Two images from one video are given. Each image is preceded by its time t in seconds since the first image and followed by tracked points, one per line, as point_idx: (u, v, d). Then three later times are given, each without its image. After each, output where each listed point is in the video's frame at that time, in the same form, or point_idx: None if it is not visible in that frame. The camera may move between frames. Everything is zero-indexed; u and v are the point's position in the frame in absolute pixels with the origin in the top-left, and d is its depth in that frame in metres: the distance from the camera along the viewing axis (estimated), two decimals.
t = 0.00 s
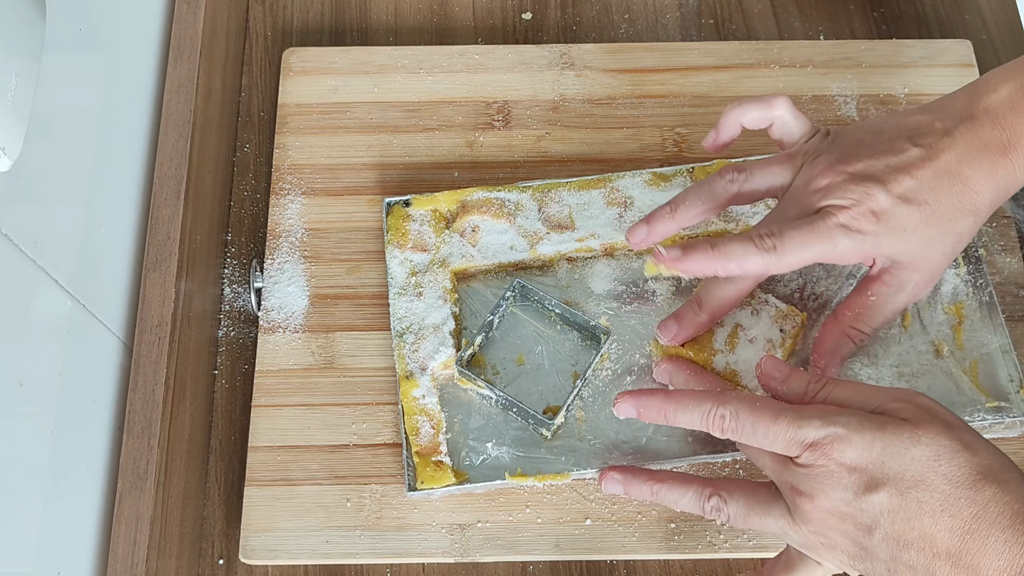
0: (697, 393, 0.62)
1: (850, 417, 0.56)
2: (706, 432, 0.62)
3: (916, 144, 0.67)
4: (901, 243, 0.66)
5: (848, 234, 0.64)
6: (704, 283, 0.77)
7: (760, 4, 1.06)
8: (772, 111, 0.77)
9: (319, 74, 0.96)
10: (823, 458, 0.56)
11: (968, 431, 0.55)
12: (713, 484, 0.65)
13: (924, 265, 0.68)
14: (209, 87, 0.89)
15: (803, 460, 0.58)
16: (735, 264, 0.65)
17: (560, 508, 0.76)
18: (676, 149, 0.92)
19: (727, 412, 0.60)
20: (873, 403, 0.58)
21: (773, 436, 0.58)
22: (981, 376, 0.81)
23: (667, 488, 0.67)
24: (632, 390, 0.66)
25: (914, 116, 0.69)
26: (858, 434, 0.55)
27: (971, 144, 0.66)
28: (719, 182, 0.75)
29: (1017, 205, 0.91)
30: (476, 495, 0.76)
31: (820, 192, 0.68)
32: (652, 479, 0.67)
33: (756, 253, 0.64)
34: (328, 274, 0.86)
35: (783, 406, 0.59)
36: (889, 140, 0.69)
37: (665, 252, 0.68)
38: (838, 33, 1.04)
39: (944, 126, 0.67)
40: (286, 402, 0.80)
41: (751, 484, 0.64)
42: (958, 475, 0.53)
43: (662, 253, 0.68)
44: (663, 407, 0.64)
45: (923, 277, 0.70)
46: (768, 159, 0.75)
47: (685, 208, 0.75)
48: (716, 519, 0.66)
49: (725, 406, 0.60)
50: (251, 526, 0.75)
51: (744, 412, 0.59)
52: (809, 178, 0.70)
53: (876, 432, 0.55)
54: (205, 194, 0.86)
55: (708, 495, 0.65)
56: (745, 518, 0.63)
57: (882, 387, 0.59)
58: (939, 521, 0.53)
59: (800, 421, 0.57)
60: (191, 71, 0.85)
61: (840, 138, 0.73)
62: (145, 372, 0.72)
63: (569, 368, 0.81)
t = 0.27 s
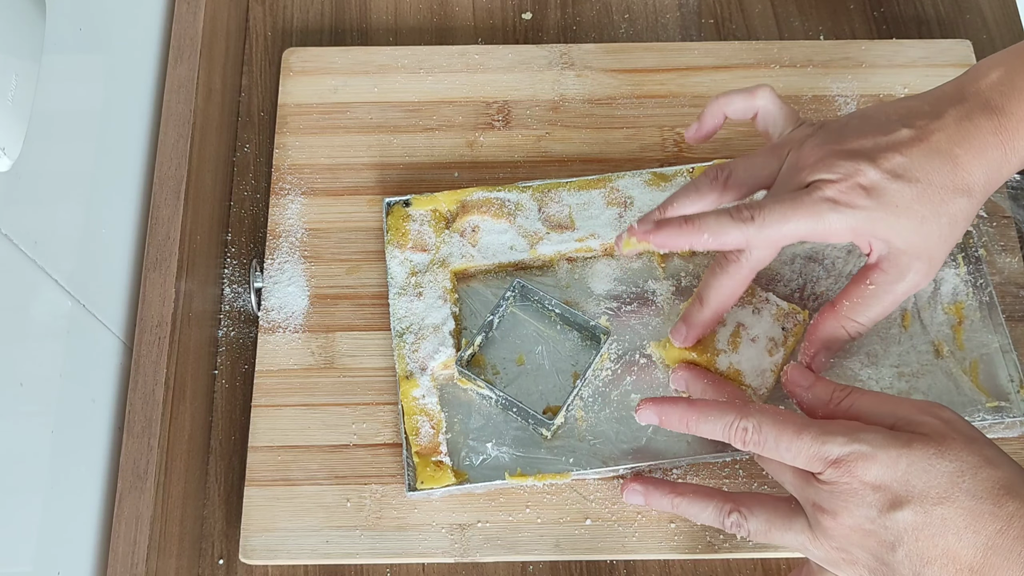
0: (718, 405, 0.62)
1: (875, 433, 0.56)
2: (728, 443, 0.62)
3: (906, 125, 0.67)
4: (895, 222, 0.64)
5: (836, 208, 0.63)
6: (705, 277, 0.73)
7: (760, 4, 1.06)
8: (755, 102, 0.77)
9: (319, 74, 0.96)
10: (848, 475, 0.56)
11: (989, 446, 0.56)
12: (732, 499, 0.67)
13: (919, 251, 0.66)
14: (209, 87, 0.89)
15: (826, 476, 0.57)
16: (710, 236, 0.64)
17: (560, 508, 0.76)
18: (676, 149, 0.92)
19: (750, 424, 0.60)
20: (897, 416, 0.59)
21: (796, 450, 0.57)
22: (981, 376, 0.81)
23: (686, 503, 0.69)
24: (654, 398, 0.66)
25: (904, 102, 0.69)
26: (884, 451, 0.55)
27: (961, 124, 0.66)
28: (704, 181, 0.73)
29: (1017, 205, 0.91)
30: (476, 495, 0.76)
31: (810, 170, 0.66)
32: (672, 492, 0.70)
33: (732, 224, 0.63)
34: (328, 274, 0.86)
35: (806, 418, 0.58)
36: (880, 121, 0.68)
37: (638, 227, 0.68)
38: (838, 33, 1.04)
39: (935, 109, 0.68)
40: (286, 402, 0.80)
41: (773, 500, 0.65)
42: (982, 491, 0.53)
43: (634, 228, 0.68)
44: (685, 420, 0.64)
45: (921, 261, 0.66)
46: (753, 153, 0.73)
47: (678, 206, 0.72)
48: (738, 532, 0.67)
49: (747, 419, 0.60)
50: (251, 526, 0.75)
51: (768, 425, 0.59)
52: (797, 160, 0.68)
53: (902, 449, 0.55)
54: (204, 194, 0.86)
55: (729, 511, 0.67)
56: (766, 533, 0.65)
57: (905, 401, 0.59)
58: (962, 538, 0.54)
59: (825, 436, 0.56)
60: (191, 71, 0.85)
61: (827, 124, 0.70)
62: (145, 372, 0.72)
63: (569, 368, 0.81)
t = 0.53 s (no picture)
0: (711, 410, 0.62)
1: (863, 445, 0.56)
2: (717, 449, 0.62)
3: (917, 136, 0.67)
4: (897, 234, 0.65)
5: (841, 216, 0.64)
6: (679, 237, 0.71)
7: (760, 4, 1.06)
8: (771, 104, 0.78)
9: (318, 74, 0.96)
10: (837, 486, 0.56)
11: (978, 459, 0.56)
12: (721, 513, 0.68)
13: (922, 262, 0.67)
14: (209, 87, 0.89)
15: (815, 488, 0.57)
16: (713, 230, 0.64)
17: (560, 508, 0.76)
18: (676, 149, 0.92)
19: (740, 431, 0.60)
20: (886, 431, 0.59)
21: (785, 460, 0.57)
22: (981, 376, 0.81)
23: (674, 513, 0.70)
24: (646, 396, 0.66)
25: (917, 112, 0.70)
26: (874, 463, 0.55)
27: (971, 136, 0.66)
28: (716, 170, 0.74)
29: (1017, 206, 0.91)
30: (476, 495, 0.76)
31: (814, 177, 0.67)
32: (665, 501, 0.71)
33: (735, 220, 0.64)
34: (328, 274, 0.86)
35: (798, 430, 0.58)
36: (893, 130, 0.68)
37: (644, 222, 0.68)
38: (838, 33, 1.04)
39: (947, 121, 0.68)
40: (286, 402, 0.80)
41: (764, 515, 0.66)
42: (972, 503, 0.53)
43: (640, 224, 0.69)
44: (675, 422, 0.64)
45: (920, 272, 0.68)
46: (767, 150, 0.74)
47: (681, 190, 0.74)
48: (725, 546, 0.68)
49: (739, 427, 0.60)
50: (250, 526, 0.75)
51: (758, 433, 0.59)
52: (807, 161, 0.69)
53: (891, 461, 0.55)
54: (204, 194, 0.86)
55: (716, 524, 0.68)
56: (755, 547, 0.65)
57: (893, 415, 0.59)
58: (952, 551, 0.53)
59: (815, 446, 0.56)
60: (191, 71, 0.85)
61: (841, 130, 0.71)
62: (145, 372, 0.72)
63: (569, 368, 0.81)
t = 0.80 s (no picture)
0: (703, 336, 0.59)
1: (837, 417, 0.57)
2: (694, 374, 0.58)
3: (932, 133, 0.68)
4: (903, 228, 0.66)
5: (850, 207, 0.65)
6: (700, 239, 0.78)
7: (760, 4, 1.06)
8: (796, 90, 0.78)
9: (319, 75, 0.96)
10: (805, 442, 0.56)
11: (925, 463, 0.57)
12: (678, 473, 0.60)
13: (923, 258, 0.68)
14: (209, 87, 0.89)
15: (781, 443, 0.56)
16: (724, 212, 0.64)
17: (560, 508, 0.76)
18: (676, 149, 0.92)
19: (730, 360, 0.57)
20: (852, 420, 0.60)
21: (765, 404, 0.56)
22: (982, 376, 0.81)
23: (650, 449, 0.64)
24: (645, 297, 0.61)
25: (932, 112, 0.71)
26: (844, 432, 0.56)
27: (984, 140, 0.68)
28: (735, 133, 0.76)
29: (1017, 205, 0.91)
30: (476, 495, 0.76)
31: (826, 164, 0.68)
32: (653, 433, 0.65)
33: (749, 204, 0.63)
34: (328, 275, 0.86)
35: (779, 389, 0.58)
36: (908, 126, 0.70)
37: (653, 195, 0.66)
38: (838, 33, 1.04)
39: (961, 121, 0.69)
40: (286, 402, 0.80)
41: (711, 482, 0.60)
42: (925, 493, 0.53)
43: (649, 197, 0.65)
44: (664, 334, 0.59)
45: (919, 267, 0.69)
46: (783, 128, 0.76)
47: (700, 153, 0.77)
48: (668, 511, 0.60)
49: (730, 356, 0.57)
50: (251, 526, 0.75)
51: (750, 371, 0.56)
52: (821, 150, 0.70)
53: (860, 436, 0.56)
54: (205, 194, 0.86)
55: (668, 480, 0.60)
56: (700, 512, 0.58)
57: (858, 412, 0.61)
58: (900, 534, 0.53)
59: (797, 403, 0.56)
60: (191, 71, 0.85)
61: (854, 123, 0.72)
62: (145, 372, 0.72)
63: (569, 368, 0.81)
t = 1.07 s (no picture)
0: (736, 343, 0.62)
1: (867, 428, 0.58)
2: (726, 381, 0.60)
3: (949, 128, 0.69)
4: (914, 220, 0.67)
5: (864, 198, 0.65)
6: (721, 227, 0.78)
7: (761, 4, 1.06)
8: (815, 74, 0.78)
9: (318, 74, 0.96)
10: (833, 451, 0.56)
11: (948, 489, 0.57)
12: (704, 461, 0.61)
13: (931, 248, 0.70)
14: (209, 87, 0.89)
15: (809, 447, 0.57)
16: (745, 204, 0.64)
17: (560, 508, 0.76)
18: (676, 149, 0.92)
19: (763, 368, 0.59)
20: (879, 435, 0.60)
21: (794, 409, 0.57)
22: (982, 376, 0.81)
23: (663, 438, 0.64)
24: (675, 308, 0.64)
25: (948, 104, 0.72)
26: (873, 444, 0.56)
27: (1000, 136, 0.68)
28: (748, 137, 0.77)
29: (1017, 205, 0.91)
30: (476, 495, 0.76)
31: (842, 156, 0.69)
32: (659, 424, 0.66)
33: (768, 199, 0.63)
34: (328, 275, 0.86)
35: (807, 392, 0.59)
36: (925, 119, 0.70)
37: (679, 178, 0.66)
38: (838, 33, 1.04)
39: (976, 117, 0.70)
40: (286, 401, 0.80)
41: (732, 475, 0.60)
42: (949, 514, 0.54)
43: (674, 179, 0.66)
44: (699, 338, 0.62)
45: (925, 257, 0.71)
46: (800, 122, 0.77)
47: (711, 153, 0.77)
48: (690, 497, 0.60)
49: (762, 363, 0.59)
50: (250, 526, 0.75)
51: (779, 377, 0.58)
52: (837, 141, 0.71)
53: (887, 450, 0.56)
54: (205, 194, 0.86)
55: (694, 465, 0.60)
56: (720, 503, 0.59)
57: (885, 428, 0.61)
58: (922, 550, 0.53)
59: (825, 410, 0.58)
60: (191, 71, 0.85)
61: (873, 113, 0.73)
62: (145, 372, 0.72)
63: (569, 368, 0.81)
